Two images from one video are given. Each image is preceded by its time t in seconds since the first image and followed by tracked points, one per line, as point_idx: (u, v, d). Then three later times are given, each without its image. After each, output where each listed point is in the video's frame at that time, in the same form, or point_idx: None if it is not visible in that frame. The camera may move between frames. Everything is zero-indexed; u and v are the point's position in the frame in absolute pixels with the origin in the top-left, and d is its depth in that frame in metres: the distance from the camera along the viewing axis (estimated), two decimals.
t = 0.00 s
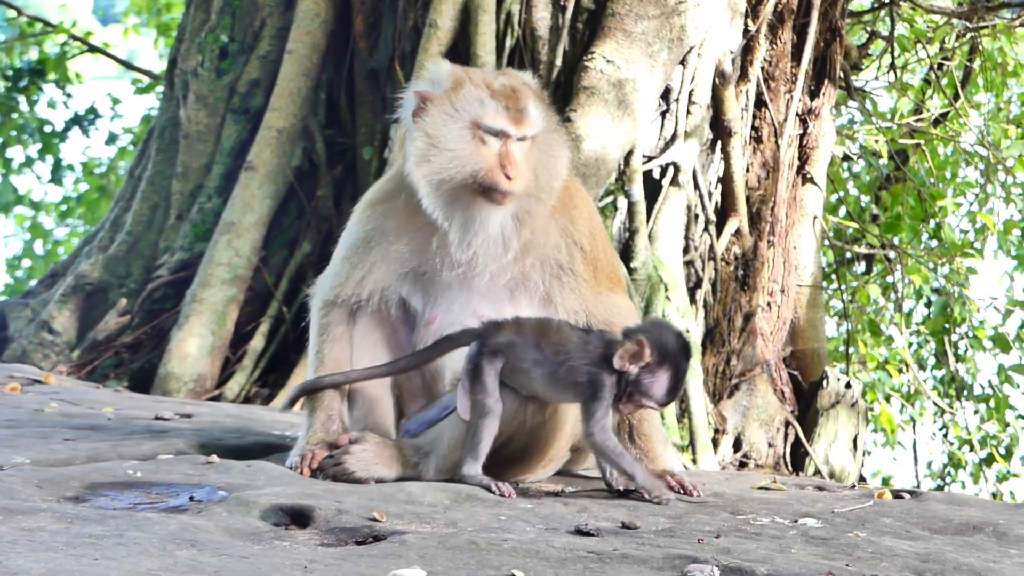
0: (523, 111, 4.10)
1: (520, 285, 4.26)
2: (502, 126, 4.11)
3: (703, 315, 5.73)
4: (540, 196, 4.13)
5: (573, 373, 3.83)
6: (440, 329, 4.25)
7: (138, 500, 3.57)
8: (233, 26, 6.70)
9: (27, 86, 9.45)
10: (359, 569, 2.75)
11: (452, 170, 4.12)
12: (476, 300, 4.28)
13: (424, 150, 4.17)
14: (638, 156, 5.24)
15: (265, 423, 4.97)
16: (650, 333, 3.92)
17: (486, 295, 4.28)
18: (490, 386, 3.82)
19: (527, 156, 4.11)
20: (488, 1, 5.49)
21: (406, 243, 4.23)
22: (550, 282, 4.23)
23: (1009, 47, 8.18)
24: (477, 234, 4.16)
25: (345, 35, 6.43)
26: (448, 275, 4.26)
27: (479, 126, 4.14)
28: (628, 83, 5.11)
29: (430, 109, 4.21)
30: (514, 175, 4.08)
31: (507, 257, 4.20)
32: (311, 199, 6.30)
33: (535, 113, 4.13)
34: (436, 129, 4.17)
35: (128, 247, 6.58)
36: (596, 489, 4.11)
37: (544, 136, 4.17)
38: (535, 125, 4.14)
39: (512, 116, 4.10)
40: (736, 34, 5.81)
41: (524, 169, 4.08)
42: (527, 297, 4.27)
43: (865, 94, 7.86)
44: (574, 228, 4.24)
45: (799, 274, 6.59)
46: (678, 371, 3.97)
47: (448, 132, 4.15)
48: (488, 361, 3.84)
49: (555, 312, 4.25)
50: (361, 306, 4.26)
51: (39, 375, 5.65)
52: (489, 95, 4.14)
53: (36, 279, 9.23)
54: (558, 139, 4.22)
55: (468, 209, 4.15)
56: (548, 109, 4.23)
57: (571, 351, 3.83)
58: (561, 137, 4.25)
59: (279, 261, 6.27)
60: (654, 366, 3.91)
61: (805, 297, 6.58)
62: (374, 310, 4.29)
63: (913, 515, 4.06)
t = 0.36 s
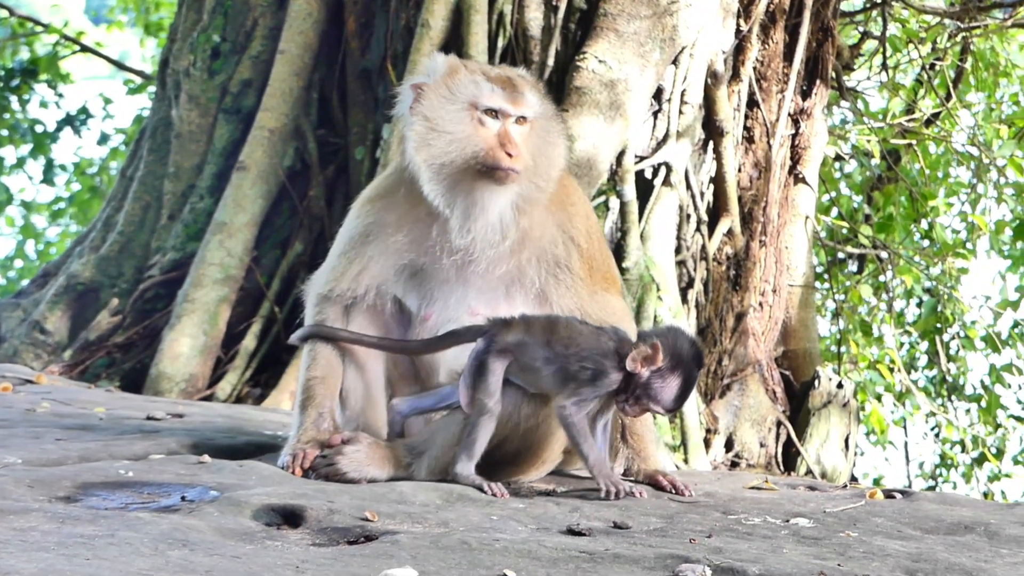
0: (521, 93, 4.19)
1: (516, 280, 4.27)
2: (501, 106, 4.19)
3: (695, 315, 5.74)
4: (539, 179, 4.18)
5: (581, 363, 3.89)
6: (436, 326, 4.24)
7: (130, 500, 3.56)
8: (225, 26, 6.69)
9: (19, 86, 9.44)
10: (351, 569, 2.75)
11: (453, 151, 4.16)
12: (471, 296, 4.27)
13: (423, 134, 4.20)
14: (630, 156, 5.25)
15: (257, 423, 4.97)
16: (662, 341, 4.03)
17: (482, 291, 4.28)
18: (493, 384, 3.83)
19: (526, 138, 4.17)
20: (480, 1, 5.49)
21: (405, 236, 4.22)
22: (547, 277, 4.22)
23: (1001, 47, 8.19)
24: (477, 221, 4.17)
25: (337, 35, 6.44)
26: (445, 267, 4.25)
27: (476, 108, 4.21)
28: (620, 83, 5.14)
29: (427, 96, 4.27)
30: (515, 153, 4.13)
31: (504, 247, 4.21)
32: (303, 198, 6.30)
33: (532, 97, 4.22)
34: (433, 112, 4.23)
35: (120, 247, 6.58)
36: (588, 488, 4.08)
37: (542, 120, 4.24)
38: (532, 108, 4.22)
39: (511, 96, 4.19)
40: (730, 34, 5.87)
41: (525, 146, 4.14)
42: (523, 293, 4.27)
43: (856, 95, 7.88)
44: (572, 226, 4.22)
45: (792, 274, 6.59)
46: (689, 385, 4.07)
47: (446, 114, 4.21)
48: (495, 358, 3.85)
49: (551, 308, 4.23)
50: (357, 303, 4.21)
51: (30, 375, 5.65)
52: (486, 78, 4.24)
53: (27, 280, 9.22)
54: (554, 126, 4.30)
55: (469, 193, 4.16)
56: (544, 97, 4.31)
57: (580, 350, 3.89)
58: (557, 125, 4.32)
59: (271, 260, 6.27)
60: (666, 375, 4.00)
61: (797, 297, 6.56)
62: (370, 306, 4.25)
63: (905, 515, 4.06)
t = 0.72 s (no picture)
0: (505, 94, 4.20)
1: (509, 281, 4.27)
2: (485, 107, 4.21)
3: (689, 316, 5.75)
4: (527, 179, 4.18)
5: (585, 363, 3.87)
6: (430, 328, 4.27)
7: (124, 501, 3.55)
8: (219, 28, 6.70)
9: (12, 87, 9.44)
10: (344, 571, 2.75)
11: (438, 153, 4.17)
12: (465, 298, 4.28)
13: (407, 138, 4.23)
14: (624, 157, 5.28)
15: (251, 424, 4.98)
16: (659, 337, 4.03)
17: (475, 293, 4.28)
18: (498, 388, 3.80)
19: (512, 139, 4.18)
20: (473, 2, 5.50)
21: (398, 238, 4.22)
22: (540, 278, 4.23)
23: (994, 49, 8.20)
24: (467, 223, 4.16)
25: (331, 36, 6.44)
26: (438, 269, 4.26)
27: (461, 110, 4.23)
28: (613, 85, 5.14)
29: (413, 102, 4.30)
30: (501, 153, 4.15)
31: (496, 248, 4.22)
32: (297, 199, 6.29)
33: (517, 97, 4.22)
34: (418, 117, 4.26)
35: (113, 249, 6.58)
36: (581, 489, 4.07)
37: (529, 121, 4.24)
38: (518, 109, 4.22)
39: (496, 97, 4.21)
40: (721, 35, 5.85)
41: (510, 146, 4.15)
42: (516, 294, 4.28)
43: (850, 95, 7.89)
44: (563, 227, 4.22)
45: (785, 275, 6.58)
46: (684, 384, 4.07)
47: (431, 118, 4.23)
48: (496, 361, 3.82)
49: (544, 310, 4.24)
50: (351, 305, 4.23)
51: (24, 375, 5.65)
52: (470, 80, 4.26)
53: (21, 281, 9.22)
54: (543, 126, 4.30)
55: (458, 195, 4.15)
56: (531, 97, 4.31)
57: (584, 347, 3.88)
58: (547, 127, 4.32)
59: (265, 262, 6.28)
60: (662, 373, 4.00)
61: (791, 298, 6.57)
62: (364, 308, 4.25)
63: (898, 516, 4.06)
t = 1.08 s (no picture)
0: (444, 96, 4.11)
1: (503, 281, 4.28)
2: (422, 111, 4.10)
3: (684, 315, 5.75)
4: (477, 182, 4.13)
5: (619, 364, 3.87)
6: (426, 330, 4.28)
7: (119, 500, 3.54)
8: (214, 26, 6.70)
9: (8, 86, 9.44)
10: (340, 570, 2.74)
11: (380, 160, 4.14)
12: (459, 299, 4.30)
13: (360, 146, 4.23)
14: (619, 156, 5.29)
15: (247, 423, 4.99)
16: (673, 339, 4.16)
17: (470, 293, 4.30)
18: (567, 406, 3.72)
19: (449, 145, 4.10)
20: (469, 1, 5.50)
21: (388, 245, 4.25)
22: (531, 279, 4.23)
23: (990, 48, 8.21)
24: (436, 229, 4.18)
25: (326, 35, 6.44)
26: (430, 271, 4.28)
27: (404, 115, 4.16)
28: (609, 84, 5.16)
29: (367, 107, 4.28)
30: (430, 159, 4.07)
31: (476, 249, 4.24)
32: (292, 198, 6.29)
33: (461, 97, 4.13)
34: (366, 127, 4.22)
35: (109, 248, 6.58)
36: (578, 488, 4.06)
37: (476, 123, 4.14)
38: (459, 111, 4.12)
39: (433, 101, 4.11)
40: (719, 35, 5.92)
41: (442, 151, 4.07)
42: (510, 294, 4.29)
43: (845, 94, 7.90)
44: (550, 225, 4.18)
45: (781, 274, 6.57)
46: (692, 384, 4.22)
47: (380, 127, 4.18)
48: (553, 376, 3.72)
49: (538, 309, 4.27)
50: (345, 306, 4.26)
51: (19, 374, 5.65)
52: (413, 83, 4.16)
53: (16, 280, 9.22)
54: (491, 125, 4.18)
55: (404, 203, 4.14)
56: (486, 92, 4.21)
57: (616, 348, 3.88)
58: (503, 125, 4.21)
59: (260, 261, 6.28)
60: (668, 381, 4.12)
61: (786, 297, 6.55)
62: (359, 311, 4.29)
63: (894, 516, 4.05)
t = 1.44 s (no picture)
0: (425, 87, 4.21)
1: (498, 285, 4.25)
2: (409, 104, 4.20)
3: (681, 316, 5.74)
4: (459, 172, 4.20)
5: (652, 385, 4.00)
6: (421, 331, 4.29)
7: (116, 500, 3.54)
8: (211, 27, 6.69)
9: (5, 87, 9.43)
10: (337, 570, 2.75)
11: (368, 152, 4.24)
12: (455, 299, 4.27)
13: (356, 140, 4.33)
14: (616, 157, 5.29)
15: (244, 424, 4.99)
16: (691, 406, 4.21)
17: (465, 293, 4.25)
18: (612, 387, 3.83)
19: (429, 137, 4.20)
20: (466, 2, 5.50)
21: (383, 248, 4.27)
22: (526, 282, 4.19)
23: (987, 49, 8.22)
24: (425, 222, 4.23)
25: (323, 36, 6.44)
26: (425, 272, 4.29)
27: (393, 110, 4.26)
28: (606, 85, 5.16)
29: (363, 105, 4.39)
30: (409, 148, 4.14)
31: (469, 242, 4.25)
32: (290, 200, 6.30)
33: (442, 90, 4.23)
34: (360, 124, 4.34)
35: (106, 249, 6.59)
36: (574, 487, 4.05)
37: (457, 115, 4.24)
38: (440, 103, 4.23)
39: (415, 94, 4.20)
40: (716, 35, 5.92)
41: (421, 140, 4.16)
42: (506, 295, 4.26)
43: (842, 95, 7.91)
44: (544, 227, 4.18)
45: (778, 275, 6.59)
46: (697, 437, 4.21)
47: (370, 124, 4.28)
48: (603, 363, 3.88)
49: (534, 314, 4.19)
50: (342, 306, 4.30)
51: (16, 375, 5.65)
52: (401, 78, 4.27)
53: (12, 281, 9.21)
54: (475, 118, 4.26)
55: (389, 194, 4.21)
56: (470, 87, 4.30)
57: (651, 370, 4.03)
58: (490, 121, 4.29)
59: (258, 261, 6.28)
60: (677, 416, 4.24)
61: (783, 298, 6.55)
62: (355, 311, 4.32)
63: (891, 516, 4.05)
